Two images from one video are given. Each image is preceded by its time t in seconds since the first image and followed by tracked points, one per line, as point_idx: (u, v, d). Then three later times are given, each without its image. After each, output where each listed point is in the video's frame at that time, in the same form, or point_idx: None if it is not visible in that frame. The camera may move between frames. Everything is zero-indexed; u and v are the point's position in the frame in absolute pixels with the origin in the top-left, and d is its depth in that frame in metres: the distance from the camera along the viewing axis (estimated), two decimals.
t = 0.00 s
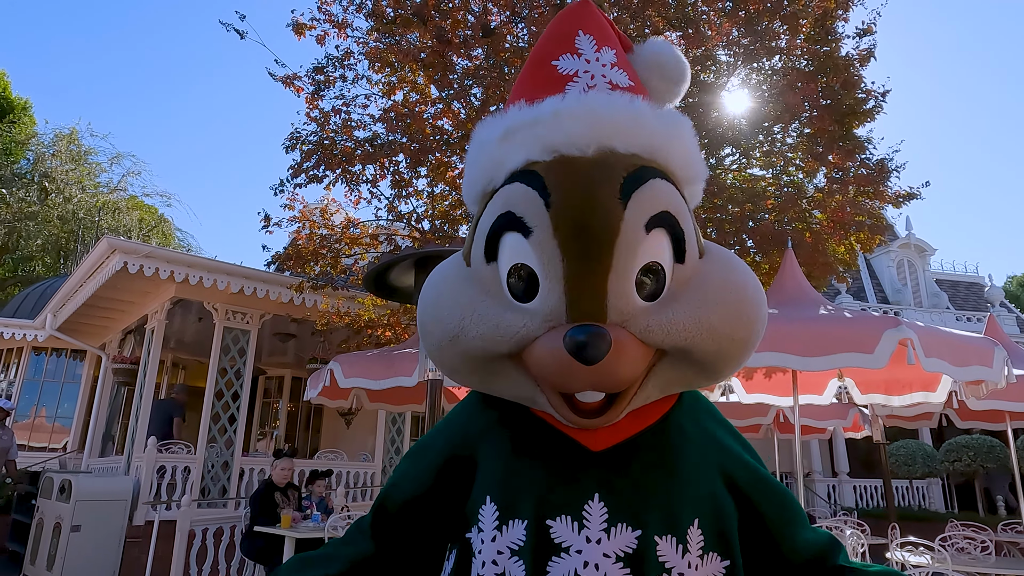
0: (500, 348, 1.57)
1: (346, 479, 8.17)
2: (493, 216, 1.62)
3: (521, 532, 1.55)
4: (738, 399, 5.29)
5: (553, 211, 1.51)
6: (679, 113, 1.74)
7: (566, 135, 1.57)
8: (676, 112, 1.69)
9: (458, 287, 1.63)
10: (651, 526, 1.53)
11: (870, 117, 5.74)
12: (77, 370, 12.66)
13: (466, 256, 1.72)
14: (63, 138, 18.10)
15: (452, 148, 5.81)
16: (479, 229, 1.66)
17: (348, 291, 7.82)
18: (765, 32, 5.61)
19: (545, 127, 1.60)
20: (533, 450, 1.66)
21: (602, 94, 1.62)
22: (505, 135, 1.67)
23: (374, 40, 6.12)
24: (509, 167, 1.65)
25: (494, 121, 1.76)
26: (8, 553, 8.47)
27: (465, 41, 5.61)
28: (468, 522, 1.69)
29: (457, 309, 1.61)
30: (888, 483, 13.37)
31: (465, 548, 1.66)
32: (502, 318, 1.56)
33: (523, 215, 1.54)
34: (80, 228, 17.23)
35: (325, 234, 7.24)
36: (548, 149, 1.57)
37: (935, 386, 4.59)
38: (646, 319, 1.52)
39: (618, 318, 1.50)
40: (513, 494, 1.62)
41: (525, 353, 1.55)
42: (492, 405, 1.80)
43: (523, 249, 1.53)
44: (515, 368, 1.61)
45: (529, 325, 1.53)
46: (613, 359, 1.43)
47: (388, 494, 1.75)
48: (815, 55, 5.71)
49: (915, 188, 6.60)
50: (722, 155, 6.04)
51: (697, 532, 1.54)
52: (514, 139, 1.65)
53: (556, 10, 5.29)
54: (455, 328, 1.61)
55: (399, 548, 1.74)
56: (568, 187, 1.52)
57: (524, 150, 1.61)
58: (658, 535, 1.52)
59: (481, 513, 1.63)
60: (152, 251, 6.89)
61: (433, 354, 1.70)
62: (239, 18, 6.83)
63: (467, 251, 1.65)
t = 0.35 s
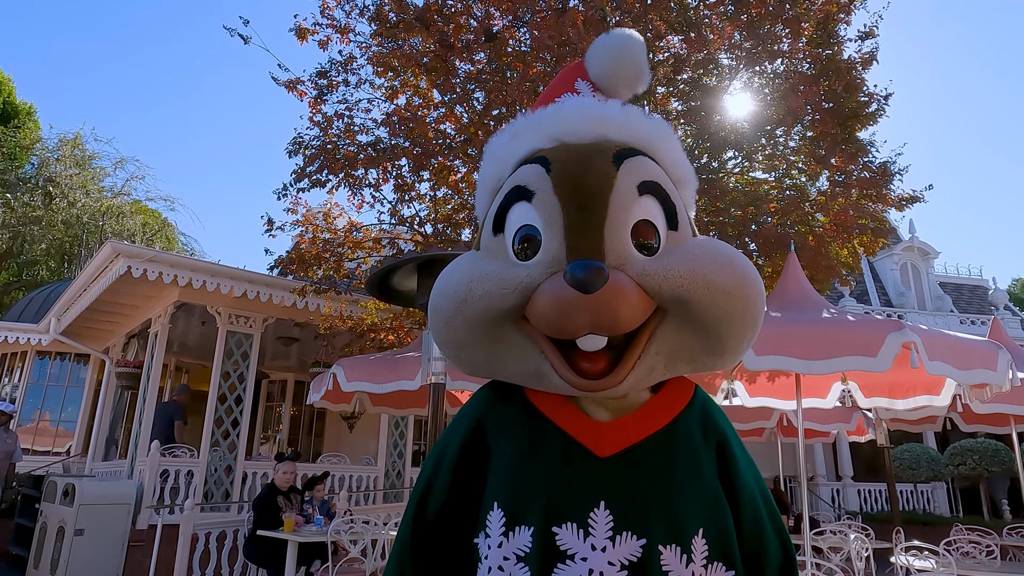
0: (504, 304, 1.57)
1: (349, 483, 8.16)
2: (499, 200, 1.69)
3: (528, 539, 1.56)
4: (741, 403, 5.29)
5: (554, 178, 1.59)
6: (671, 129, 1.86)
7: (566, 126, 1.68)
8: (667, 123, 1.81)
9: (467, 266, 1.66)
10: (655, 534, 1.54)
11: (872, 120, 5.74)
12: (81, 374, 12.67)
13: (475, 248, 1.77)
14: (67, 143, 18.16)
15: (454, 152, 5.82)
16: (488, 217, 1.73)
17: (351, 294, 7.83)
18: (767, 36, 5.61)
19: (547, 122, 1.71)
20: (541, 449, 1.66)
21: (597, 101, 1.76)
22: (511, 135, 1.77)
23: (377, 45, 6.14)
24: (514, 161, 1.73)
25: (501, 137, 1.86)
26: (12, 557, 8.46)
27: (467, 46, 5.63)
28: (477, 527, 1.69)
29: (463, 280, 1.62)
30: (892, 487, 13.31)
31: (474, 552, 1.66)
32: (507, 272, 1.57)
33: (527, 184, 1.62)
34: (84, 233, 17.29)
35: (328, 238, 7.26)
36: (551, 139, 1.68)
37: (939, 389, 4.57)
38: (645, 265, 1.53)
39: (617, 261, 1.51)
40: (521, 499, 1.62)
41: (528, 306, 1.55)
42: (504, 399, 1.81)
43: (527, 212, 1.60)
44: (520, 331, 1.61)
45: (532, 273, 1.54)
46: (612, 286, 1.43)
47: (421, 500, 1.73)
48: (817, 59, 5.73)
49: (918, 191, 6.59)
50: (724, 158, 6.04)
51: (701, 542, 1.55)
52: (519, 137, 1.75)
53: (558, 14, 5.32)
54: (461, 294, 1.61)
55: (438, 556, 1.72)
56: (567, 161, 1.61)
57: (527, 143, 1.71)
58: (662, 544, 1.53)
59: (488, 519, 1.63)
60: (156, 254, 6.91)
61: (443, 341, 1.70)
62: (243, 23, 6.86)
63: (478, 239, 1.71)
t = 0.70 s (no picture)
0: (506, 347, 1.58)
1: (350, 486, 8.17)
2: (501, 228, 1.68)
3: (524, 535, 1.56)
4: (742, 405, 5.29)
5: (556, 219, 1.58)
6: (675, 140, 1.84)
7: (569, 154, 1.64)
8: (671, 135, 1.79)
9: (468, 295, 1.66)
10: (648, 530, 1.54)
11: (872, 122, 5.75)
12: (82, 377, 12.69)
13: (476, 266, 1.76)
14: (69, 145, 18.21)
15: (455, 155, 5.84)
16: (489, 240, 1.71)
17: (352, 297, 7.83)
18: (767, 38, 5.61)
19: (549, 148, 1.68)
20: (535, 457, 1.65)
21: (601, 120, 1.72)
22: (514, 154, 1.74)
23: (378, 47, 6.15)
24: (516, 185, 1.71)
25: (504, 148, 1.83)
26: (13, 559, 8.46)
27: (468, 49, 5.64)
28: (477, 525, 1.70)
29: (463, 313, 1.63)
30: (894, 490, 13.29)
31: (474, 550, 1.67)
32: (508, 316, 1.58)
33: (528, 221, 1.60)
34: (85, 235, 17.32)
35: (329, 241, 7.27)
36: (553, 167, 1.65)
37: (940, 391, 4.57)
38: (646, 317, 1.53)
39: (617, 315, 1.52)
40: (518, 498, 1.62)
41: (530, 351, 1.56)
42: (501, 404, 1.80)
43: (528, 253, 1.59)
44: (521, 368, 1.62)
45: (533, 322, 1.55)
46: (613, 352, 1.44)
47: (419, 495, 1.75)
48: (817, 61, 5.71)
49: (919, 193, 6.59)
50: (725, 161, 6.05)
51: (694, 537, 1.55)
52: (522, 159, 1.72)
53: (559, 17, 5.34)
54: (463, 330, 1.62)
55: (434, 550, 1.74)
56: (570, 198, 1.59)
57: (530, 169, 1.69)
58: (654, 539, 1.53)
59: (486, 517, 1.64)
60: (157, 257, 6.92)
61: (444, 363, 1.71)
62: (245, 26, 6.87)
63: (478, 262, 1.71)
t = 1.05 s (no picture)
0: (510, 347, 1.57)
1: (349, 488, 8.17)
2: (503, 227, 1.66)
3: (537, 533, 1.55)
4: (740, 408, 5.30)
5: (561, 219, 1.57)
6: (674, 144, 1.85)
7: (571, 154, 1.64)
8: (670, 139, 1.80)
9: (469, 293, 1.65)
10: (659, 528, 1.55)
11: (870, 125, 5.76)
12: (81, 380, 12.69)
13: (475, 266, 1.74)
14: (68, 148, 18.23)
15: (454, 158, 5.84)
16: (490, 240, 1.70)
17: (351, 299, 7.83)
18: (765, 41, 5.60)
19: (552, 148, 1.67)
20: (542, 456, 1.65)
21: (599, 122, 1.72)
22: (515, 156, 1.73)
23: (377, 50, 6.16)
24: (518, 185, 1.70)
25: (502, 149, 1.81)
26: (11, 562, 8.45)
27: (467, 52, 5.65)
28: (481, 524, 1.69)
29: (466, 313, 1.62)
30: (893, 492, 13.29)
31: (479, 550, 1.66)
32: (512, 315, 1.57)
33: (531, 222, 1.59)
34: (85, 238, 17.33)
35: (328, 243, 7.27)
36: (555, 167, 1.65)
37: (938, 394, 4.56)
38: (651, 317, 1.54)
39: (624, 314, 1.52)
40: (526, 498, 1.61)
41: (534, 351, 1.55)
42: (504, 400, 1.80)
43: (532, 253, 1.57)
44: (524, 369, 1.61)
45: (539, 321, 1.54)
46: (618, 351, 1.44)
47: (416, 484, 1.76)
48: (815, 64, 5.74)
49: (917, 196, 6.61)
50: (723, 163, 6.06)
51: (698, 534, 1.57)
52: (523, 161, 1.71)
53: (557, 20, 5.36)
54: (466, 331, 1.61)
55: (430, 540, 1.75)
56: (573, 199, 1.58)
57: (532, 168, 1.68)
58: (664, 536, 1.54)
59: (495, 516, 1.62)
60: (156, 259, 6.92)
61: (444, 362, 1.70)
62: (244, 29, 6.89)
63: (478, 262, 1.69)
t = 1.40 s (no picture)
0: (656, 316, 1.47)
1: (347, 491, 8.15)
2: (629, 198, 1.58)
3: (638, 552, 1.44)
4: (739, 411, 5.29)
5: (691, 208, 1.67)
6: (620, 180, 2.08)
7: (662, 159, 1.76)
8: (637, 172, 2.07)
9: (597, 249, 1.48)
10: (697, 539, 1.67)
11: (868, 128, 5.77)
12: (78, 382, 12.65)
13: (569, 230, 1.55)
14: (66, 150, 18.22)
15: (452, 160, 5.83)
16: (606, 204, 1.57)
17: (349, 302, 7.82)
18: (763, 45, 5.65)
19: (650, 144, 1.74)
20: (618, 464, 1.53)
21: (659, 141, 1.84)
22: (621, 136, 1.68)
23: (376, 53, 6.17)
24: (627, 165, 1.66)
25: (588, 124, 1.71)
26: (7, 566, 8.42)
27: (466, 54, 5.65)
28: (558, 544, 1.40)
29: (605, 264, 1.46)
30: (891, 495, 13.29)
31: None
32: (668, 284, 1.49)
33: (668, 202, 1.62)
34: (83, 240, 17.31)
35: (326, 246, 7.26)
36: (655, 161, 1.73)
37: (937, 397, 4.57)
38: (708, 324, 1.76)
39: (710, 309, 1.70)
40: (616, 512, 1.46)
41: (673, 326, 1.48)
42: (548, 399, 1.57)
43: (670, 232, 1.59)
44: (637, 348, 1.50)
45: (690, 295, 1.52)
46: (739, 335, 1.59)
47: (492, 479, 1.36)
48: (813, 67, 5.76)
49: (915, 199, 6.62)
50: (722, 166, 6.08)
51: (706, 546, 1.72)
52: (630, 142, 1.69)
53: (556, 23, 5.37)
54: (611, 293, 1.44)
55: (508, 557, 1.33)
56: (688, 197, 1.70)
57: (642, 156, 1.69)
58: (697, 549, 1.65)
59: (591, 538, 1.40)
60: (154, 262, 6.90)
61: (543, 321, 1.44)
62: (243, 32, 6.90)
63: (593, 222, 1.55)
